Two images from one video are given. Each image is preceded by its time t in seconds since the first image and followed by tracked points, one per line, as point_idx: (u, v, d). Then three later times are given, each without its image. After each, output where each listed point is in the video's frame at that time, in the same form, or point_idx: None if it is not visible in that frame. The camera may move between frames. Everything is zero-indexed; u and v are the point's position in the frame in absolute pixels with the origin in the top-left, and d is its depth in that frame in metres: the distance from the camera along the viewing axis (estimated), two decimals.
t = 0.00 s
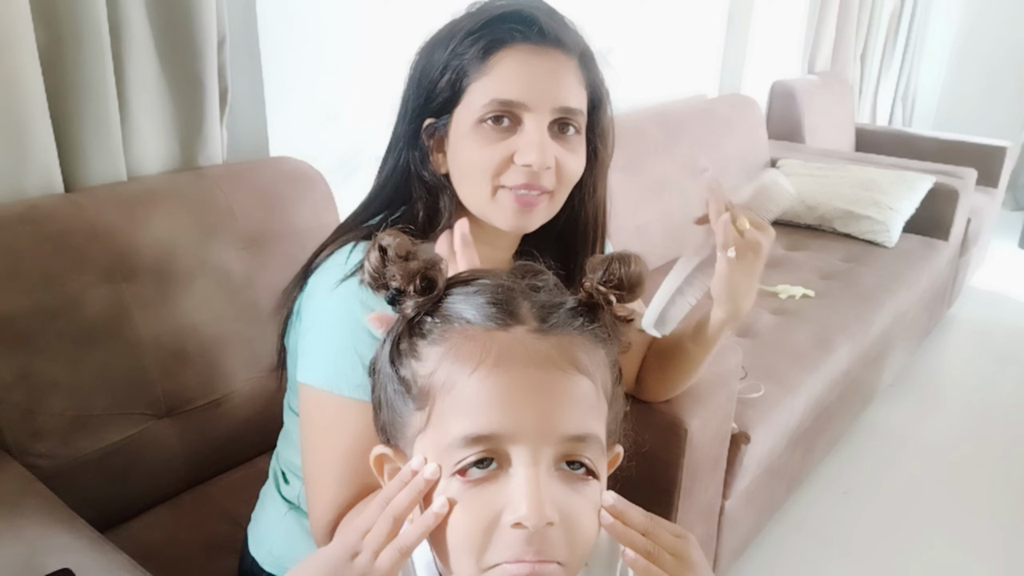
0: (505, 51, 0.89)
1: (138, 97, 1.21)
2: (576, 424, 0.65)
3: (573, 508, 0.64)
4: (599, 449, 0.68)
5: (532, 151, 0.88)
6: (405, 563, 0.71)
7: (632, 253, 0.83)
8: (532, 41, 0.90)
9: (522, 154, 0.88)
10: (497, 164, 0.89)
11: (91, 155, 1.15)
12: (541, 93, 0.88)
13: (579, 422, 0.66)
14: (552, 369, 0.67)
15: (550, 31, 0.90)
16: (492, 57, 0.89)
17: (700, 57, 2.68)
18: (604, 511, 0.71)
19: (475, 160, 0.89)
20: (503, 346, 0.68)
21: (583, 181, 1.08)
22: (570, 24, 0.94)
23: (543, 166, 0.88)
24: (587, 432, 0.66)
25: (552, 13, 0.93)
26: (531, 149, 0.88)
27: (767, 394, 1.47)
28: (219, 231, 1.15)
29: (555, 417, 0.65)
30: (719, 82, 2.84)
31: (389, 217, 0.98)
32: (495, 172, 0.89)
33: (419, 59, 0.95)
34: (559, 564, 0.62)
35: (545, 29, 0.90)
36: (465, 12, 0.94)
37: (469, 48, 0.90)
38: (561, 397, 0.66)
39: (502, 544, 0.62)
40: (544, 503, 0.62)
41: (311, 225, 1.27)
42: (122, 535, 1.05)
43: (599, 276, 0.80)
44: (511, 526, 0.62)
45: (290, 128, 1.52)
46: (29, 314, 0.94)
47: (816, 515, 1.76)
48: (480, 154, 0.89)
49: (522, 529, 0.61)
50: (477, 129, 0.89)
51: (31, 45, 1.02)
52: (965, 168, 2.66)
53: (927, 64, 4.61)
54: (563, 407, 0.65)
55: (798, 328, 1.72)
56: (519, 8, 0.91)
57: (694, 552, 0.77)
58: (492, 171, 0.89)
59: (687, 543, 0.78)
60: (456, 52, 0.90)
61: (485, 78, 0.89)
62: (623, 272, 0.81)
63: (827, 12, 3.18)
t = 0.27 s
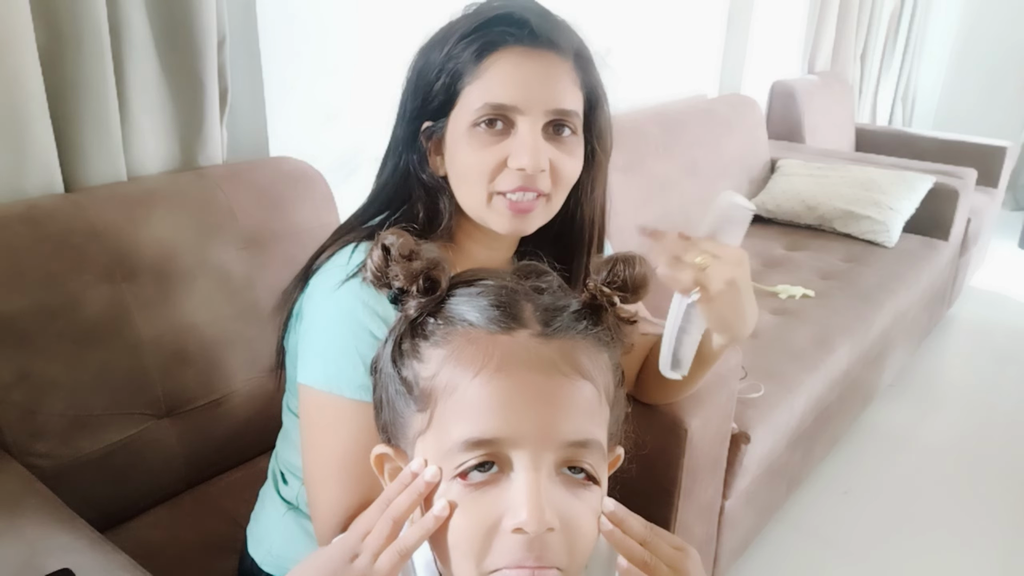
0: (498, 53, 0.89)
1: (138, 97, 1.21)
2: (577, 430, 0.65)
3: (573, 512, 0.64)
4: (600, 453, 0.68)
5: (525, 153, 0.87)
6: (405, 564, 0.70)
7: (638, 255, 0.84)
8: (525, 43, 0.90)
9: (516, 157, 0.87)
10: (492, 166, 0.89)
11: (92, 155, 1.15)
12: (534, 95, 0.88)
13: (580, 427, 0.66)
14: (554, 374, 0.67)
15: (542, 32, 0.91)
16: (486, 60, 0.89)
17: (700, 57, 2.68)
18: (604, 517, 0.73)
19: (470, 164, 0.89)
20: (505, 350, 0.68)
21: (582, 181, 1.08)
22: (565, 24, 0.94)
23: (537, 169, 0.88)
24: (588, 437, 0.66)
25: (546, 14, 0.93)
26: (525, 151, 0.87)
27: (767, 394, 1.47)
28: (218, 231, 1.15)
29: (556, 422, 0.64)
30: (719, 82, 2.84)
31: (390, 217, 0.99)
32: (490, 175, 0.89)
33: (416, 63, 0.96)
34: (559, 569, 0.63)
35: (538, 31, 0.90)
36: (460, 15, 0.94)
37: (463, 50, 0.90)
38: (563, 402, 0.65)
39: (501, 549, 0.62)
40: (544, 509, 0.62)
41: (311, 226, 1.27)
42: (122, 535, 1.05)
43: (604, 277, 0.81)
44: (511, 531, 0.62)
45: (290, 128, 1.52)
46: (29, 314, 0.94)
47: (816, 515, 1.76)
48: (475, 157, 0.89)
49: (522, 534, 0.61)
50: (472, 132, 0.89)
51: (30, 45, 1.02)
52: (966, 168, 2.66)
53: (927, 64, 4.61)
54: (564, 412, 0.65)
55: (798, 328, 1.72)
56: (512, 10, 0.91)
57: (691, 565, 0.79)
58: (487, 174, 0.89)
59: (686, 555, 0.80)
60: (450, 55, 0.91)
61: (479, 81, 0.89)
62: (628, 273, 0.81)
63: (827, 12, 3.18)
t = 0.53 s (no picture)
0: (496, 52, 0.89)
1: (138, 97, 1.21)
2: (576, 428, 0.65)
3: (572, 511, 0.64)
4: (600, 451, 0.68)
5: (525, 151, 0.87)
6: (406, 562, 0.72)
7: (638, 252, 0.83)
8: (523, 41, 0.90)
9: (516, 154, 0.88)
10: (492, 164, 0.89)
11: (92, 155, 1.15)
12: (534, 93, 0.88)
13: (579, 426, 0.66)
14: (553, 372, 0.67)
15: (540, 30, 0.90)
16: (484, 58, 0.89)
17: (700, 57, 2.68)
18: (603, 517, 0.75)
19: (470, 162, 0.90)
20: (504, 348, 0.68)
21: (584, 179, 1.08)
22: (562, 21, 0.94)
23: (538, 166, 0.88)
24: (588, 435, 0.66)
25: (544, 12, 0.93)
26: (524, 148, 0.87)
27: (767, 394, 1.47)
28: (218, 231, 1.15)
29: (555, 420, 0.64)
30: (719, 82, 2.84)
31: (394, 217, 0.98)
32: (490, 173, 0.89)
33: (416, 64, 0.96)
34: (558, 567, 0.62)
35: (535, 29, 0.90)
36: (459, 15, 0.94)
37: (462, 50, 0.90)
38: (562, 401, 0.66)
39: (501, 547, 0.62)
40: (543, 507, 0.62)
41: (311, 226, 1.27)
42: (122, 535, 1.05)
43: (603, 276, 0.80)
44: (511, 529, 0.62)
45: (290, 128, 1.52)
46: (29, 314, 0.94)
47: (816, 515, 1.76)
48: (475, 156, 0.89)
49: (521, 531, 0.61)
50: (471, 131, 0.90)
51: (30, 45, 1.02)
52: (966, 168, 2.66)
53: (927, 64, 4.61)
54: (563, 411, 0.65)
55: (798, 329, 1.72)
56: (510, 9, 0.91)
57: (691, 567, 0.79)
58: (488, 172, 0.89)
59: (685, 559, 0.80)
60: (449, 55, 0.91)
61: (478, 79, 0.89)
62: (628, 271, 0.80)
63: (827, 12, 3.18)
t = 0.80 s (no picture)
0: (500, 53, 0.89)
1: (139, 97, 1.21)
2: (575, 425, 0.65)
3: (573, 508, 0.64)
4: (600, 448, 0.68)
5: (531, 151, 0.88)
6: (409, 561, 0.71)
7: (635, 251, 0.83)
8: (526, 42, 0.90)
9: (522, 155, 0.88)
10: (498, 165, 0.89)
11: (92, 155, 1.15)
12: (538, 94, 0.89)
13: (578, 423, 0.66)
14: (551, 370, 0.67)
15: (543, 31, 0.90)
16: (487, 60, 0.89)
17: (700, 57, 2.68)
18: (601, 525, 0.76)
19: (476, 163, 0.89)
20: (502, 348, 0.68)
21: (583, 178, 1.08)
22: (564, 22, 0.94)
23: (544, 166, 0.88)
24: (587, 432, 0.66)
25: (545, 12, 0.93)
26: (531, 149, 0.88)
27: (767, 394, 1.47)
28: (218, 231, 1.15)
29: (554, 418, 0.64)
30: (719, 82, 2.84)
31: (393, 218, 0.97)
32: (496, 173, 0.89)
33: (416, 65, 0.95)
34: (560, 565, 0.62)
35: (539, 30, 0.90)
36: (459, 17, 0.94)
37: (464, 51, 0.90)
38: (560, 399, 0.65)
39: (502, 546, 0.62)
40: (544, 504, 0.62)
41: (311, 226, 1.27)
42: (122, 535, 1.05)
43: (601, 275, 0.81)
44: (511, 527, 0.62)
45: (290, 128, 1.52)
46: (29, 313, 0.94)
47: (816, 515, 1.76)
48: (481, 157, 0.89)
49: (522, 530, 0.61)
50: (476, 132, 0.90)
51: (31, 45, 1.02)
52: (965, 168, 2.66)
53: (927, 64, 4.61)
54: (562, 409, 0.65)
55: (798, 329, 1.72)
56: (512, 9, 0.91)
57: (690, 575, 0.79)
58: (493, 173, 0.89)
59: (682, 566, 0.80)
60: (452, 56, 0.90)
61: (482, 80, 0.89)
62: (625, 270, 0.81)
63: (827, 12, 3.18)
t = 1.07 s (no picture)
0: (505, 52, 0.89)
1: (139, 97, 1.21)
2: (578, 424, 0.65)
3: (575, 507, 0.64)
4: (603, 447, 0.68)
5: (531, 151, 0.88)
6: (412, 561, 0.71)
7: (636, 251, 0.82)
8: (531, 42, 0.90)
9: (522, 155, 0.88)
10: (498, 165, 0.89)
11: (91, 155, 1.15)
12: (540, 94, 0.89)
13: (581, 422, 0.66)
14: (554, 370, 0.67)
15: (549, 32, 0.90)
16: (492, 59, 0.89)
17: (700, 57, 2.68)
18: (602, 527, 0.76)
19: (476, 163, 0.90)
20: (505, 347, 0.68)
21: (587, 178, 1.08)
22: (570, 25, 0.94)
23: (543, 167, 0.88)
24: (590, 431, 0.66)
25: (552, 14, 0.93)
26: (531, 149, 0.88)
27: (767, 394, 1.47)
28: (218, 231, 1.15)
29: (557, 417, 0.64)
30: (719, 82, 2.84)
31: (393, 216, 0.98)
32: (495, 172, 0.89)
33: (422, 62, 0.96)
34: (563, 565, 0.62)
35: (545, 30, 0.90)
36: (466, 15, 0.94)
37: (469, 50, 0.90)
38: (563, 398, 0.65)
39: (506, 544, 0.62)
40: (546, 503, 0.62)
41: (311, 225, 1.27)
42: (121, 535, 1.05)
43: (602, 276, 0.80)
44: (514, 526, 0.62)
45: (290, 128, 1.52)
46: (29, 313, 0.94)
47: (816, 515, 1.76)
48: (481, 156, 0.89)
49: (525, 528, 0.61)
50: (478, 130, 0.90)
51: (31, 45, 1.02)
52: (965, 168, 2.66)
53: (927, 63, 4.61)
54: (564, 408, 0.65)
55: (798, 329, 1.72)
56: (518, 9, 0.91)
57: None
58: (493, 172, 0.89)
59: (683, 566, 0.80)
60: (457, 54, 0.91)
61: (485, 79, 0.89)
62: (626, 270, 0.80)
63: (827, 12, 3.18)
